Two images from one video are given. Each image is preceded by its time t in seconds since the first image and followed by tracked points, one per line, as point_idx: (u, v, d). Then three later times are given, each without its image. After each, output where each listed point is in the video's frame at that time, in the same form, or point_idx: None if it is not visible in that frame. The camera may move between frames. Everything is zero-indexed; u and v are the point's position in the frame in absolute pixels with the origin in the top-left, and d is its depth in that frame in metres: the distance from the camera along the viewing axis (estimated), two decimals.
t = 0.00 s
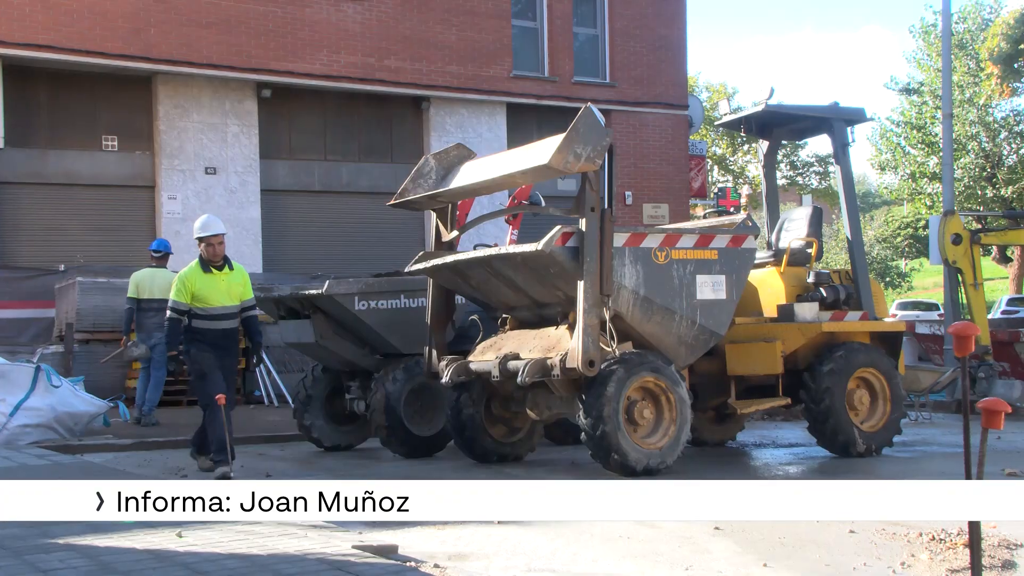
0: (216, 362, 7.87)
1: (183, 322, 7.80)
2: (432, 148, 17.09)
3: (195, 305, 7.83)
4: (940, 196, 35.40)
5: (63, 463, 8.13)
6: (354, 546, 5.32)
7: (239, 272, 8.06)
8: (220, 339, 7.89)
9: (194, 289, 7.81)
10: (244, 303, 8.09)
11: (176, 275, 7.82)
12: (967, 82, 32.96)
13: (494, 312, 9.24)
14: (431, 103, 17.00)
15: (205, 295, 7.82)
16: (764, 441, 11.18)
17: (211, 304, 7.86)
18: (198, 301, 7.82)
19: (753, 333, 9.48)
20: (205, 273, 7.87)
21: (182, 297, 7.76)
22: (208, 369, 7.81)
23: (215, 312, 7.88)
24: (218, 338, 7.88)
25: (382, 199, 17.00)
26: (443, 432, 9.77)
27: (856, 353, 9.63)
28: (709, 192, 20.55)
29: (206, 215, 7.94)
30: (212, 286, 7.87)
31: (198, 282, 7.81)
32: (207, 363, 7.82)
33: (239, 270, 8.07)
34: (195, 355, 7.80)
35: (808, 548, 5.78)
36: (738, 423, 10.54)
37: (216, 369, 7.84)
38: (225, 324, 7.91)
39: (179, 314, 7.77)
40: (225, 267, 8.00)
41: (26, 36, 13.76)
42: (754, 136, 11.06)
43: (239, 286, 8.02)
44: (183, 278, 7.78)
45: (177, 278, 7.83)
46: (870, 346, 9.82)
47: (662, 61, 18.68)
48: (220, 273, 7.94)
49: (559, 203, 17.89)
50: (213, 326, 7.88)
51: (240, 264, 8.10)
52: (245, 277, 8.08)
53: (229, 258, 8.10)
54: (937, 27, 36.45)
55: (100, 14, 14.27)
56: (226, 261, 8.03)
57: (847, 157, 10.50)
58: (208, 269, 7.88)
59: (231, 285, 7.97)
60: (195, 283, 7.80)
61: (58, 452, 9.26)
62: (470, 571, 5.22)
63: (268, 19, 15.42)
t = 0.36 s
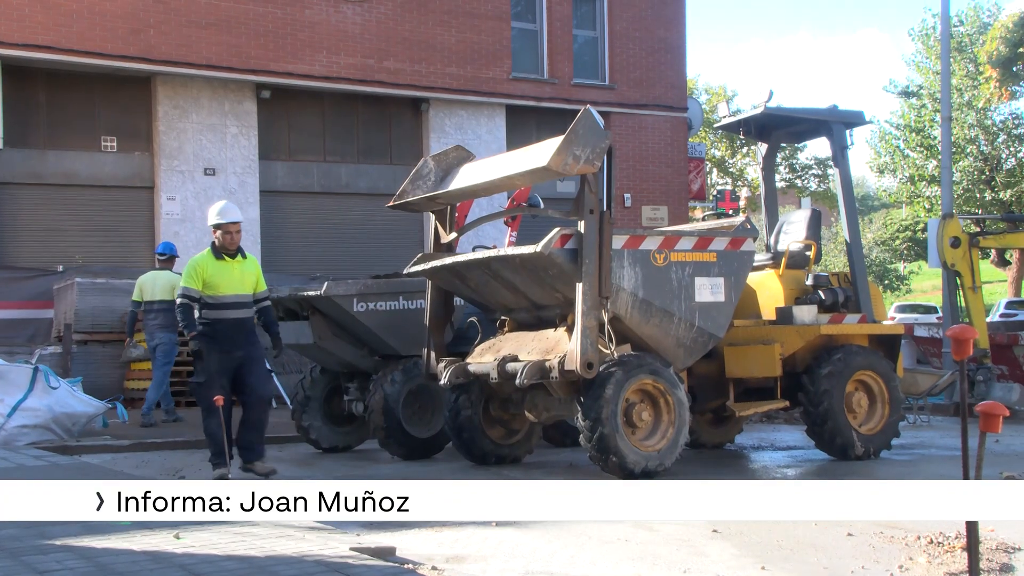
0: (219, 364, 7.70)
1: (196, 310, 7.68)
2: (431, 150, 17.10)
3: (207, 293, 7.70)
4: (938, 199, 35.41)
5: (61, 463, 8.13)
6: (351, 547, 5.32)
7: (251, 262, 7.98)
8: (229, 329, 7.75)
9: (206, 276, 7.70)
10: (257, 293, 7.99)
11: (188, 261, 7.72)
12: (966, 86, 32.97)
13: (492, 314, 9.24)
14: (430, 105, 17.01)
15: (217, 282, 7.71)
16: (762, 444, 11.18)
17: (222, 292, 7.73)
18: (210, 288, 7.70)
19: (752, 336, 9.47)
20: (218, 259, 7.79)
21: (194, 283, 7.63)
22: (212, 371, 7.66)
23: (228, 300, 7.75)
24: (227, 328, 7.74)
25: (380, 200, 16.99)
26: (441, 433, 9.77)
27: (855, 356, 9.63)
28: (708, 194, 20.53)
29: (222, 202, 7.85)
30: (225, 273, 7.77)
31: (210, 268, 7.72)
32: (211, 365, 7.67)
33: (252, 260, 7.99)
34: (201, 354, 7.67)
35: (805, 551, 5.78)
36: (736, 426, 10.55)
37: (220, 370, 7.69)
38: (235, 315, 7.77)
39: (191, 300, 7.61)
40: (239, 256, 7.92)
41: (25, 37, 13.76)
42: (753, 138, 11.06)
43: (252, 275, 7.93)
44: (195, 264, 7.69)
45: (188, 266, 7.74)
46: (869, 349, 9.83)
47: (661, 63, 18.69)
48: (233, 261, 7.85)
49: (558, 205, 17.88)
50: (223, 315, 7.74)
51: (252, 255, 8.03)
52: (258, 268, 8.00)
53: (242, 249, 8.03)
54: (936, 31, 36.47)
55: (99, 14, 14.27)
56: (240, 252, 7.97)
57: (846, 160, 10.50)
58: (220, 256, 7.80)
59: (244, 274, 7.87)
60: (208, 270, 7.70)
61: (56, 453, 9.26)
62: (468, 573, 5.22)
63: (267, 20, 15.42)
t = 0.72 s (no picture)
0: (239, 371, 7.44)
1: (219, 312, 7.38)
2: (429, 150, 17.10)
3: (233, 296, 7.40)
4: (935, 200, 35.45)
5: (58, 463, 8.13)
6: (348, 547, 5.32)
7: (282, 268, 7.64)
8: (253, 335, 7.44)
9: (235, 278, 7.40)
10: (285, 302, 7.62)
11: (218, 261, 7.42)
12: (964, 86, 32.98)
13: (489, 314, 9.23)
14: (428, 105, 17.01)
15: (244, 286, 7.39)
16: (759, 444, 11.18)
17: (248, 296, 7.41)
18: (237, 290, 7.39)
19: (748, 336, 9.49)
20: (248, 262, 7.48)
21: (221, 284, 7.34)
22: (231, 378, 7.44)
23: (254, 305, 7.43)
24: (251, 334, 7.43)
25: (378, 200, 16.99)
26: (438, 433, 9.77)
27: (851, 356, 9.64)
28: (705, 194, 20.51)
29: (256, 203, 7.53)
30: (254, 277, 7.45)
31: (239, 270, 7.42)
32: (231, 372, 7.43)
33: (284, 266, 7.65)
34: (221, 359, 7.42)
35: (802, 551, 5.78)
36: (733, 427, 10.58)
37: (238, 378, 7.44)
38: (261, 319, 7.45)
39: (217, 302, 7.33)
40: (270, 260, 7.59)
41: (22, 36, 13.74)
42: (751, 139, 11.05)
43: (282, 282, 7.58)
44: (225, 265, 7.39)
45: (218, 265, 7.44)
46: (866, 350, 9.84)
47: (659, 64, 18.70)
48: (263, 266, 7.53)
49: (556, 206, 17.89)
50: (246, 320, 7.42)
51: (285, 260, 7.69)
52: (289, 275, 7.65)
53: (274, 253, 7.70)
54: (933, 32, 36.49)
55: (96, 14, 14.26)
56: (271, 256, 7.63)
57: (844, 161, 10.54)
58: (251, 258, 7.49)
59: (273, 279, 7.53)
60: (236, 272, 7.41)
61: (53, 452, 9.25)
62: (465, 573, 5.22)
63: (265, 20, 15.42)
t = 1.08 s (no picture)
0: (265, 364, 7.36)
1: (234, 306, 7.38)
2: (426, 151, 17.11)
3: (250, 289, 7.44)
4: (932, 203, 35.51)
5: (53, 463, 8.12)
6: (343, 549, 5.32)
7: (300, 255, 7.65)
8: (273, 327, 7.47)
9: (250, 272, 7.41)
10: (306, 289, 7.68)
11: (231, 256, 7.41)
12: (960, 90, 33.05)
13: (486, 316, 9.23)
14: (426, 106, 17.01)
15: (261, 278, 7.43)
16: (755, 447, 11.19)
17: (267, 287, 7.45)
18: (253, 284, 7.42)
19: (745, 338, 9.50)
20: (261, 254, 7.47)
21: (235, 280, 7.34)
22: (260, 369, 7.32)
23: (272, 297, 7.46)
24: (272, 326, 7.46)
25: (375, 202, 16.99)
26: (434, 435, 9.77)
27: (848, 359, 9.65)
28: (702, 196, 20.51)
29: (265, 194, 7.53)
30: (269, 269, 7.46)
31: (252, 264, 7.41)
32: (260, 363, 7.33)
33: (300, 253, 7.66)
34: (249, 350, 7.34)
35: (797, 553, 5.79)
36: (730, 428, 10.58)
37: (267, 368, 7.35)
38: (280, 310, 7.49)
39: (232, 297, 7.33)
40: (286, 250, 7.60)
41: (19, 36, 13.72)
42: (747, 141, 11.06)
43: (300, 270, 7.63)
44: (237, 260, 7.37)
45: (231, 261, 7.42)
46: (862, 352, 9.85)
47: (656, 66, 18.71)
48: (278, 257, 7.52)
49: (552, 208, 17.90)
50: (268, 311, 7.46)
51: (302, 247, 7.69)
52: (307, 262, 7.69)
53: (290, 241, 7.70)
54: (930, 35, 36.54)
55: (93, 14, 14.24)
56: (288, 244, 7.65)
57: (840, 164, 10.50)
58: (266, 250, 7.48)
59: (290, 269, 7.57)
60: (250, 265, 7.40)
61: (48, 453, 9.23)
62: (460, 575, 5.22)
63: (262, 21, 15.41)
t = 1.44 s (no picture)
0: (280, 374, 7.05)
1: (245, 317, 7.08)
2: (419, 152, 17.11)
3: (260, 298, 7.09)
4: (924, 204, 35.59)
5: (44, 465, 8.10)
6: (336, 550, 5.31)
7: (308, 258, 7.25)
8: (288, 336, 7.14)
9: (258, 280, 7.04)
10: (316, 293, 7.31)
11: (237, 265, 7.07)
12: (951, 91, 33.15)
13: (479, 317, 9.23)
14: (419, 107, 17.01)
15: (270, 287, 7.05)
16: (748, 447, 11.20)
17: (276, 296, 7.08)
18: (262, 293, 7.07)
19: (738, 339, 9.53)
20: (268, 261, 7.09)
21: (243, 291, 7.00)
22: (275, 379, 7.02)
23: (283, 304, 7.10)
24: (287, 333, 7.12)
25: (368, 203, 16.98)
26: (427, 436, 9.78)
27: (840, 359, 9.67)
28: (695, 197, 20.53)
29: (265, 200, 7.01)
30: (276, 276, 7.08)
31: (260, 273, 7.05)
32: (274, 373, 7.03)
33: (308, 255, 7.25)
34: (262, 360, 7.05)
35: (790, 554, 5.80)
36: (722, 428, 10.60)
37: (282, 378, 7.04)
38: (294, 318, 7.14)
39: (241, 309, 7.02)
40: (294, 253, 7.19)
41: (11, 37, 13.69)
42: (740, 142, 11.10)
43: (309, 274, 7.23)
44: (244, 271, 7.03)
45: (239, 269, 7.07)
46: (854, 352, 9.87)
47: (649, 67, 18.73)
48: (285, 262, 7.12)
49: (545, 209, 17.90)
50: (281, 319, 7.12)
51: (309, 247, 7.28)
52: (317, 264, 7.29)
53: (297, 241, 7.28)
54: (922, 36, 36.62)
55: (85, 14, 14.20)
56: (295, 246, 7.23)
57: (832, 165, 10.54)
58: (272, 257, 7.09)
59: (300, 274, 7.17)
60: (256, 273, 7.03)
61: (40, 455, 9.21)
62: None
63: (255, 22, 15.39)
